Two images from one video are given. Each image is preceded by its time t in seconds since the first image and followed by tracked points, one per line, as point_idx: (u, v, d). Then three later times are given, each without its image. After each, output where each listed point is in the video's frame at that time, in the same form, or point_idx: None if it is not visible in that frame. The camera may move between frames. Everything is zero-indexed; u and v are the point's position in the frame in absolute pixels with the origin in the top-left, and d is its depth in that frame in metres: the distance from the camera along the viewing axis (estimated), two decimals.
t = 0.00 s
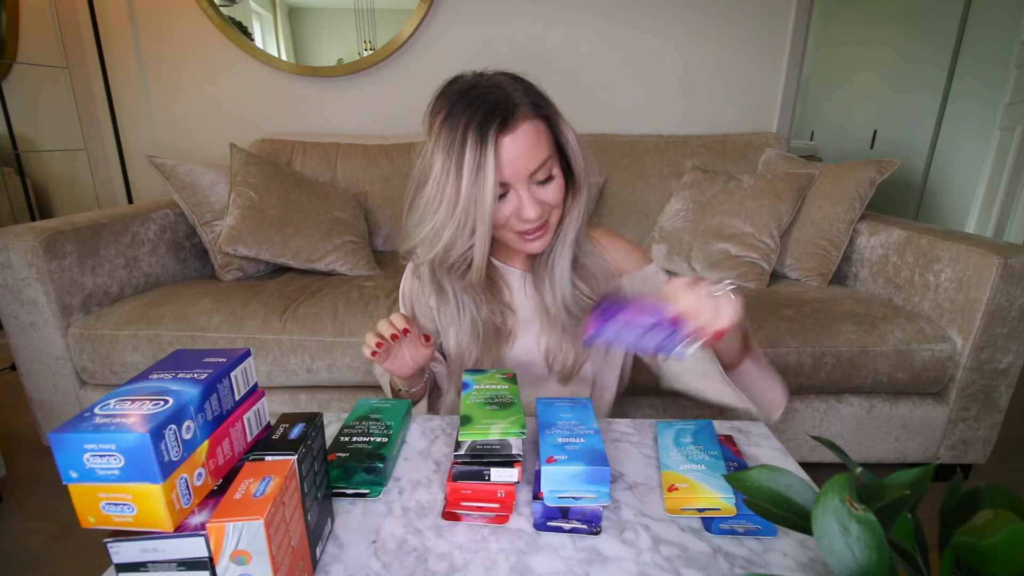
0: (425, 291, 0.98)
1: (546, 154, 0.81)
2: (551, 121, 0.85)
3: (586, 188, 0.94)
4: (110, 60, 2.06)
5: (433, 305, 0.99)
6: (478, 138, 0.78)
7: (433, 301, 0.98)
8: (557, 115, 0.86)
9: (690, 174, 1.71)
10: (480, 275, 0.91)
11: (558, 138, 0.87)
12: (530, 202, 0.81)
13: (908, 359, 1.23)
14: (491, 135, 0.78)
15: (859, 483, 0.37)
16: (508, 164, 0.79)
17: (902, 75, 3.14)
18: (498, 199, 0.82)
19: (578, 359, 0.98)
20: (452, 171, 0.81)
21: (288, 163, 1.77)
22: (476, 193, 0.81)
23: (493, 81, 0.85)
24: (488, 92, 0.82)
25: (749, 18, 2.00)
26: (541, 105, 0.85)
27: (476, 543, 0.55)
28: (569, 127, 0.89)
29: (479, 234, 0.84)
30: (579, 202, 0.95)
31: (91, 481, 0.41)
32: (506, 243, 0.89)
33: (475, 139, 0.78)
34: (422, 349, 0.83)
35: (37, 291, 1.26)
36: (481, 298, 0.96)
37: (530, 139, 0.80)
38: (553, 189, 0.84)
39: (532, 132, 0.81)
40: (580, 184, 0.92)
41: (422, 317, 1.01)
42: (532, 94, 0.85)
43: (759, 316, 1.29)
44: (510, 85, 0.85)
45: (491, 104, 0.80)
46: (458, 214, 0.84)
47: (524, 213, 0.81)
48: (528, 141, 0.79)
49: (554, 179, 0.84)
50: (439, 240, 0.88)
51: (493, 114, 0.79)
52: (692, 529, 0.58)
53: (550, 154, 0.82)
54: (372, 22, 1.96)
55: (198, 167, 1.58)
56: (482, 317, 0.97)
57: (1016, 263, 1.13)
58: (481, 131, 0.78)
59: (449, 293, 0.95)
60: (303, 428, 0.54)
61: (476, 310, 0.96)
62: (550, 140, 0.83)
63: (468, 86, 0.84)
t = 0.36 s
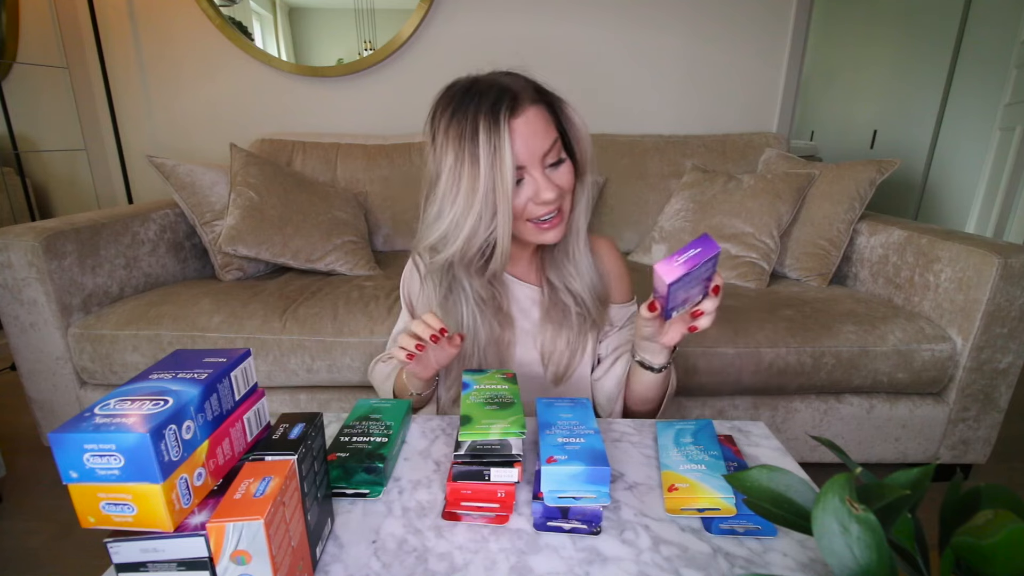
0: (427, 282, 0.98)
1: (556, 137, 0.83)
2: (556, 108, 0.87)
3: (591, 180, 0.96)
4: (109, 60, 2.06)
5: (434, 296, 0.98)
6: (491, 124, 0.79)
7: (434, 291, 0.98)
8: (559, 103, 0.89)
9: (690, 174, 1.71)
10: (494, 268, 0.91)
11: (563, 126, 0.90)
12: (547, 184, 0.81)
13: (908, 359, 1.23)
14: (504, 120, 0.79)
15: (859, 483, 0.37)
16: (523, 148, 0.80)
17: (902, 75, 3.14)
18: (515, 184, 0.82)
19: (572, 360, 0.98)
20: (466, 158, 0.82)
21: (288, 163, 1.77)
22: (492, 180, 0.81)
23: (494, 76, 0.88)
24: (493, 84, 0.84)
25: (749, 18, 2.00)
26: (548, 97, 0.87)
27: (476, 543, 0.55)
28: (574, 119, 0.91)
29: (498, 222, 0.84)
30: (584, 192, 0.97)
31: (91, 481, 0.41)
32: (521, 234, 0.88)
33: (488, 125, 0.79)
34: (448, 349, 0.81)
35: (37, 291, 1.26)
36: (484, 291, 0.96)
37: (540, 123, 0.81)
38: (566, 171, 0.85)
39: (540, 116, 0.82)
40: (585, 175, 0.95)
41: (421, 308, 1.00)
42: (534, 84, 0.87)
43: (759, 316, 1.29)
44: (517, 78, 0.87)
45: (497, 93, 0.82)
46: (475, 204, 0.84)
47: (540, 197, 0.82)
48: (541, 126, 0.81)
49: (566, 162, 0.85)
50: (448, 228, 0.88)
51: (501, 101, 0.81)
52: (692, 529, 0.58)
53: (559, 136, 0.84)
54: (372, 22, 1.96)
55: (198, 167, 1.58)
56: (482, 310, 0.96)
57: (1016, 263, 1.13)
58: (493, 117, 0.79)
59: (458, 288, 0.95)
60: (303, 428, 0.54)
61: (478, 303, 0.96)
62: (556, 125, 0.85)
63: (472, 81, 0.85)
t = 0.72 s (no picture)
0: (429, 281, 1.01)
1: (531, 158, 0.80)
2: (543, 126, 0.84)
3: (581, 190, 0.93)
4: (109, 61, 2.06)
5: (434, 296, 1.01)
6: (461, 133, 0.80)
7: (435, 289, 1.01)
8: (550, 120, 0.85)
9: (690, 174, 1.71)
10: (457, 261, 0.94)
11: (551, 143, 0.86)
12: (507, 203, 0.80)
13: (908, 359, 1.23)
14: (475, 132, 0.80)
15: (859, 483, 0.37)
16: (487, 166, 0.79)
17: (902, 75, 3.14)
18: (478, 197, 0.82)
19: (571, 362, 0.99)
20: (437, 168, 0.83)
21: (288, 163, 1.77)
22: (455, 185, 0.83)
23: (494, 81, 0.86)
24: (485, 92, 0.84)
25: (750, 18, 2.00)
26: (533, 108, 0.84)
27: (476, 543, 0.55)
28: (564, 130, 0.88)
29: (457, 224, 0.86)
30: (569, 210, 0.94)
31: (91, 481, 0.41)
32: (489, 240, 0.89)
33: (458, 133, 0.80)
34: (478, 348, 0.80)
35: (37, 291, 1.26)
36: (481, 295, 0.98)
37: (514, 141, 0.79)
38: (536, 193, 0.83)
39: (518, 134, 0.80)
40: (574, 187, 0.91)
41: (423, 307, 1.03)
42: (527, 96, 0.85)
43: (759, 316, 1.29)
44: (504, 86, 0.85)
45: (480, 102, 0.82)
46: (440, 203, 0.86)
47: (500, 214, 0.82)
48: (512, 145, 0.79)
49: (539, 184, 0.83)
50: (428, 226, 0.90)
51: (480, 111, 0.81)
52: (692, 529, 0.58)
53: (535, 158, 0.81)
54: (372, 22, 1.96)
55: (198, 167, 1.58)
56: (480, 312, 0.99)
57: (1016, 263, 1.13)
58: (466, 126, 0.80)
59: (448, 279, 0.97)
60: (303, 428, 0.54)
61: (473, 303, 0.98)
62: (537, 145, 0.82)
63: (468, 82, 0.85)
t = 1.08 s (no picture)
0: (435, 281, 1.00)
1: (525, 163, 0.81)
2: (538, 128, 0.84)
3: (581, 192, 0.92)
4: (109, 62, 2.06)
5: (440, 298, 1.00)
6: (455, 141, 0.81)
7: (441, 290, 1.00)
8: (545, 123, 0.85)
9: (690, 175, 1.71)
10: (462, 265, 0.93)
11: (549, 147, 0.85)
12: (502, 208, 0.81)
13: (908, 359, 1.23)
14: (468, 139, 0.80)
15: (859, 483, 0.37)
16: (481, 171, 0.80)
17: (902, 75, 3.14)
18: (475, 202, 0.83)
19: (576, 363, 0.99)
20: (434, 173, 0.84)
21: (288, 163, 1.77)
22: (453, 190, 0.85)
23: (491, 86, 0.86)
24: (479, 97, 0.83)
25: (750, 18, 2.00)
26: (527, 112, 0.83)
27: (476, 544, 0.55)
28: (561, 132, 0.86)
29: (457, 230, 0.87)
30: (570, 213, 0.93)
31: (91, 481, 0.41)
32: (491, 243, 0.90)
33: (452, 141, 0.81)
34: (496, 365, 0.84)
35: (37, 291, 1.26)
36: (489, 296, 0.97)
37: (508, 147, 0.79)
38: (532, 197, 0.83)
39: (511, 139, 0.80)
40: (573, 190, 0.90)
41: (429, 307, 1.02)
42: (522, 100, 0.84)
43: (759, 316, 1.29)
44: (499, 90, 0.85)
45: (474, 109, 0.82)
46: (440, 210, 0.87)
47: (497, 218, 0.82)
48: (505, 150, 0.79)
49: (535, 188, 0.83)
50: (432, 232, 0.91)
51: (472, 117, 0.81)
52: (692, 529, 0.58)
53: (528, 162, 0.81)
54: (372, 22, 1.96)
55: (198, 167, 1.58)
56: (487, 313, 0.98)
57: (1016, 263, 1.13)
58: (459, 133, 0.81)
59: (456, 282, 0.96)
60: (303, 428, 0.54)
61: (480, 304, 0.98)
62: (531, 150, 0.82)
63: (464, 88, 0.85)
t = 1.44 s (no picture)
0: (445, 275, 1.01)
1: (520, 147, 0.82)
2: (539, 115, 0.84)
3: (583, 186, 0.90)
4: (110, 62, 2.06)
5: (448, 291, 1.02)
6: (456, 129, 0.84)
7: (450, 285, 1.01)
8: (547, 110, 0.85)
9: (690, 174, 1.71)
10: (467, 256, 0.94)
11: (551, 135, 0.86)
12: (497, 193, 0.83)
13: (908, 359, 1.23)
14: (468, 126, 0.83)
15: (859, 483, 0.37)
16: (478, 157, 0.83)
17: (902, 75, 3.14)
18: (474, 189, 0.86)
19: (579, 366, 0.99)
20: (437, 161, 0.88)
21: (288, 163, 1.77)
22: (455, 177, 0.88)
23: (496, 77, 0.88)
24: (483, 87, 0.86)
25: (750, 18, 2.00)
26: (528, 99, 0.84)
27: (476, 543, 0.55)
28: (563, 120, 0.86)
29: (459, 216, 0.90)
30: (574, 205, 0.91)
31: (91, 481, 0.41)
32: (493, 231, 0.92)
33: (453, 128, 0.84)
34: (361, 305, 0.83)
35: (37, 291, 1.26)
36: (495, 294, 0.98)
37: (503, 133, 0.81)
38: (528, 182, 0.84)
39: (508, 125, 0.82)
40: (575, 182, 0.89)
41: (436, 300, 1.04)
42: (524, 89, 0.85)
43: (759, 316, 1.29)
44: (503, 79, 0.87)
45: (477, 97, 0.85)
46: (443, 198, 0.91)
47: (492, 204, 0.84)
48: (501, 135, 0.81)
49: (531, 174, 0.84)
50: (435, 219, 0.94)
51: (472, 106, 0.84)
52: (692, 529, 0.58)
53: (524, 147, 0.82)
54: (372, 22, 1.96)
55: (198, 167, 1.58)
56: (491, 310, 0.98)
57: (1016, 263, 1.13)
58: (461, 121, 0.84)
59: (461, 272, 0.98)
60: (303, 428, 0.54)
61: (485, 301, 0.98)
62: (529, 136, 0.83)
63: (471, 80, 0.88)
